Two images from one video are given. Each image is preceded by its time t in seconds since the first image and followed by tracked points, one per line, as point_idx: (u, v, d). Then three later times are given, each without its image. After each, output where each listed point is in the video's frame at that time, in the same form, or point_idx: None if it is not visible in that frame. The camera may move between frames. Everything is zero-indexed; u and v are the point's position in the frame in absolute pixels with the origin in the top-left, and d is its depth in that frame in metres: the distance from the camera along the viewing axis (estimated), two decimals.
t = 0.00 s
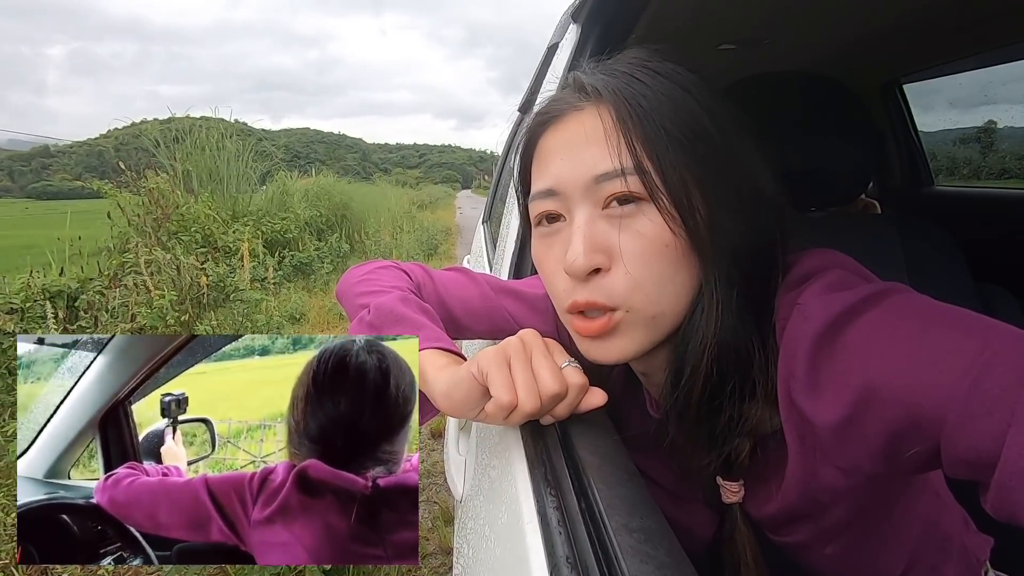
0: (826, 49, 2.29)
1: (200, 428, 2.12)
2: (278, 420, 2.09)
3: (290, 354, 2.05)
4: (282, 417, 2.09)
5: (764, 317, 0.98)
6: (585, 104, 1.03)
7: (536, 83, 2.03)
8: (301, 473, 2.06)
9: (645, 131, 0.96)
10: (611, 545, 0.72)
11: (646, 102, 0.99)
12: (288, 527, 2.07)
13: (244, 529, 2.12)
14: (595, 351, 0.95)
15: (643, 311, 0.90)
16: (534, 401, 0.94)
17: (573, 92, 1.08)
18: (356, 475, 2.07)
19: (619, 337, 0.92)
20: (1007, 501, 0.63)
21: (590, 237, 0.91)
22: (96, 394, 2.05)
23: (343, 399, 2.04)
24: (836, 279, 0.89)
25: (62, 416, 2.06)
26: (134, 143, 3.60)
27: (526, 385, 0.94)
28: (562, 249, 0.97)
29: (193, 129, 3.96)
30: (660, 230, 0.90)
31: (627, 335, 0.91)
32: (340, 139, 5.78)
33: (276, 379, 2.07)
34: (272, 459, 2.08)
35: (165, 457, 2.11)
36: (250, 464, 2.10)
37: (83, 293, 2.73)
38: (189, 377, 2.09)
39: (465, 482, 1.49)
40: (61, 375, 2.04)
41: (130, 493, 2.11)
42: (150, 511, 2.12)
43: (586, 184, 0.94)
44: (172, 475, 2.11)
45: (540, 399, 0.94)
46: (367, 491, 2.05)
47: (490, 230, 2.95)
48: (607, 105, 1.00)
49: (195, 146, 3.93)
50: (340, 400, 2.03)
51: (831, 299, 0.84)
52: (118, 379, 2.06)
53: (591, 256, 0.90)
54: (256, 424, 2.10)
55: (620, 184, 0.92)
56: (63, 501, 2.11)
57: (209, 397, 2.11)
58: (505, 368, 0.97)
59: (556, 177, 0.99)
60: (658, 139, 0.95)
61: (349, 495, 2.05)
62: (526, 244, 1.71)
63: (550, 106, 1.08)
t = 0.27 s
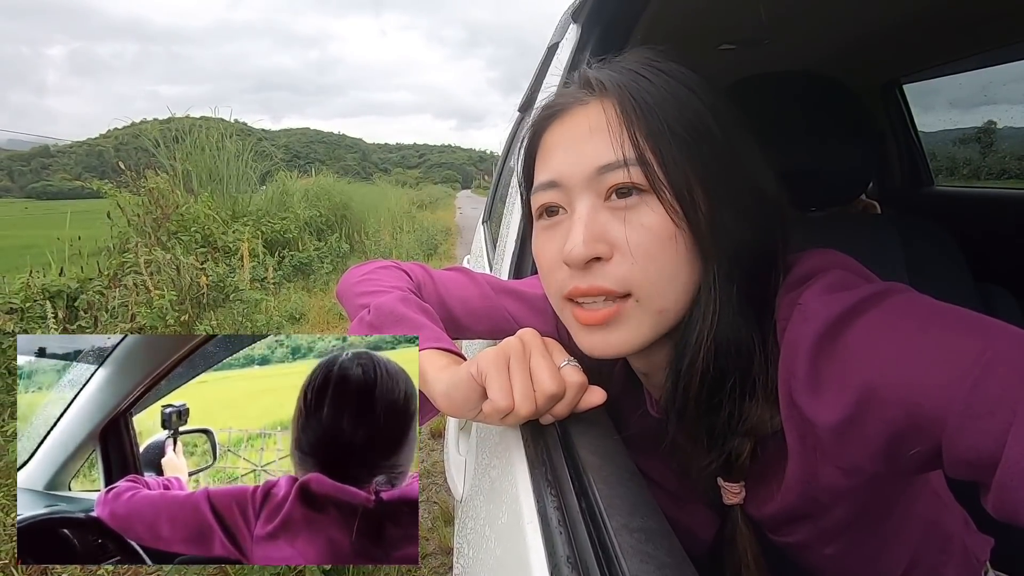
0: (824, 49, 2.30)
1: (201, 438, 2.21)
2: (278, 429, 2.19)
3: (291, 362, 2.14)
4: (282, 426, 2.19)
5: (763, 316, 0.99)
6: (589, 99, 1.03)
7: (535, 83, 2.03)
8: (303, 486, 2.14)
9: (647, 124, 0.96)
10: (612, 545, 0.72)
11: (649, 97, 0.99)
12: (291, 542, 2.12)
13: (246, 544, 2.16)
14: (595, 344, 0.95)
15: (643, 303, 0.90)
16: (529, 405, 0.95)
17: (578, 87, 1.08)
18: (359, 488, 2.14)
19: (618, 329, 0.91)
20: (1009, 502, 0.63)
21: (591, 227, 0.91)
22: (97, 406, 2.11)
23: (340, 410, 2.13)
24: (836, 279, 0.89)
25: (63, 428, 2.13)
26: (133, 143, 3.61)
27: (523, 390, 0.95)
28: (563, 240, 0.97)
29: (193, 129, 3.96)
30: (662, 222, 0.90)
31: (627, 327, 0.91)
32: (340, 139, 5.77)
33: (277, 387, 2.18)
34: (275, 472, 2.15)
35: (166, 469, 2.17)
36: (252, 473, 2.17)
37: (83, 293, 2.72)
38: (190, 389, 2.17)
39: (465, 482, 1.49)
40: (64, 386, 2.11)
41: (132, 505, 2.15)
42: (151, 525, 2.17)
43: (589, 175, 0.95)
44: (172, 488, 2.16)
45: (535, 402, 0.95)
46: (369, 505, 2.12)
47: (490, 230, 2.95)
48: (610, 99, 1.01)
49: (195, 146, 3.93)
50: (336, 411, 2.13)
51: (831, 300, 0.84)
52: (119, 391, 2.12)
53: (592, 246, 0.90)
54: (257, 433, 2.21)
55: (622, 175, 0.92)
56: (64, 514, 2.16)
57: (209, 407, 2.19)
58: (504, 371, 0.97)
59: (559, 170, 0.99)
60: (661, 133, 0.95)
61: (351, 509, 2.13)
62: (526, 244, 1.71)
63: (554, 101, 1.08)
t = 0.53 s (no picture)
0: (823, 50, 2.30)
1: (201, 440, 2.21)
2: (278, 430, 2.19)
3: (289, 363, 2.15)
4: (282, 427, 2.19)
5: (762, 318, 0.99)
6: (589, 99, 1.04)
7: (535, 84, 2.03)
8: (303, 487, 2.13)
9: (647, 123, 0.96)
10: (612, 545, 0.72)
11: (650, 97, 1.00)
12: (291, 542, 2.11)
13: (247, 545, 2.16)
14: (594, 343, 0.95)
15: (641, 302, 0.90)
16: (530, 405, 0.95)
17: (579, 87, 1.08)
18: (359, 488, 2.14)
19: (617, 328, 0.92)
20: (1007, 502, 0.63)
21: (590, 226, 0.92)
22: (97, 409, 2.12)
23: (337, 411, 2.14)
24: (834, 280, 0.89)
25: (62, 431, 2.12)
26: (132, 144, 3.61)
27: (523, 389, 0.95)
28: (562, 239, 0.97)
29: (193, 130, 3.96)
30: (661, 222, 0.90)
31: (626, 327, 0.91)
32: (340, 140, 5.77)
33: (276, 387, 2.18)
34: (275, 475, 2.15)
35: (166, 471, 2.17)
36: (250, 475, 2.18)
37: (83, 294, 2.72)
38: (190, 391, 2.17)
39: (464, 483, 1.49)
40: (63, 389, 2.12)
41: (131, 509, 2.16)
42: (151, 527, 2.18)
43: (588, 174, 0.96)
44: (172, 490, 2.16)
45: (536, 401, 0.95)
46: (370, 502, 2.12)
47: (490, 230, 2.95)
48: (611, 99, 1.01)
49: (195, 146, 3.92)
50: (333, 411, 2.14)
51: (830, 300, 0.84)
52: (118, 393, 2.13)
53: (591, 244, 0.91)
54: (257, 434, 2.22)
55: (622, 175, 0.93)
56: (64, 517, 2.15)
57: (208, 410, 2.21)
58: (504, 370, 0.97)
59: (559, 169, 1.00)
60: (661, 134, 0.96)
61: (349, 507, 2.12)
62: (526, 245, 1.71)
63: (556, 100, 1.08)
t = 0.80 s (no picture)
0: (822, 50, 2.30)
1: (198, 439, 2.21)
2: (277, 431, 2.18)
3: (289, 364, 2.14)
4: (281, 428, 2.18)
5: (762, 318, 0.99)
6: (590, 99, 1.03)
7: (535, 84, 2.03)
8: (302, 485, 2.13)
9: (647, 124, 0.96)
10: (611, 545, 0.72)
11: (651, 98, 1.00)
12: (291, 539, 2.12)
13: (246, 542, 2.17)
14: (591, 344, 0.95)
15: (637, 305, 0.90)
16: (530, 404, 0.95)
17: (580, 86, 1.08)
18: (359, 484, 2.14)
19: (613, 330, 0.92)
20: (1006, 501, 0.63)
21: (588, 228, 0.92)
22: (95, 407, 2.14)
23: (337, 407, 2.14)
24: (834, 280, 0.89)
25: (60, 430, 2.13)
26: (132, 143, 3.61)
27: (523, 388, 0.95)
28: (560, 240, 0.97)
29: (193, 130, 3.96)
30: (659, 224, 0.90)
31: (622, 329, 0.91)
32: (340, 140, 5.77)
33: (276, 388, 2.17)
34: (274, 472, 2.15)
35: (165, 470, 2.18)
36: (248, 475, 2.18)
37: (83, 294, 2.72)
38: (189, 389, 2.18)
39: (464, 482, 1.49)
40: (61, 387, 2.12)
41: (130, 506, 2.16)
42: (150, 524, 2.18)
43: (587, 175, 0.95)
44: (172, 487, 2.18)
45: (535, 400, 0.95)
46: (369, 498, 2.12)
47: (490, 230, 2.95)
48: (611, 99, 1.01)
49: (195, 146, 3.93)
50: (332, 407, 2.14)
51: (829, 300, 0.84)
52: (116, 392, 2.14)
53: (589, 246, 0.90)
54: (256, 434, 2.20)
55: (621, 176, 0.93)
56: (61, 515, 2.17)
57: (208, 409, 2.20)
58: (502, 370, 0.97)
59: (558, 169, 0.99)
60: (661, 135, 0.96)
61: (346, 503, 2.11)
62: (526, 245, 1.71)
63: (556, 99, 1.08)
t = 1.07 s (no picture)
0: (821, 51, 2.30)
1: (198, 437, 2.22)
2: (276, 429, 2.21)
3: (287, 360, 2.19)
4: (280, 426, 2.21)
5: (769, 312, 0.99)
6: (602, 95, 1.04)
7: (535, 84, 2.03)
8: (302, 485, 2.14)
9: (663, 118, 0.97)
10: (611, 545, 0.72)
11: (665, 93, 1.01)
12: (292, 540, 2.14)
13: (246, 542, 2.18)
14: (606, 339, 0.94)
15: (657, 296, 0.89)
16: (531, 404, 0.95)
17: (590, 83, 1.09)
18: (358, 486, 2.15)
19: (629, 323, 0.91)
20: (1012, 496, 0.63)
21: (606, 220, 0.92)
22: (94, 405, 2.12)
23: (337, 408, 2.17)
24: (840, 276, 0.89)
25: (57, 430, 2.12)
26: (131, 143, 3.62)
27: (522, 389, 0.95)
28: (574, 234, 0.96)
29: (192, 130, 3.96)
30: (678, 214, 0.90)
31: (641, 321, 0.90)
32: (340, 140, 5.77)
33: (275, 386, 2.21)
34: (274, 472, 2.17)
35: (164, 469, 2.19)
36: (248, 473, 2.19)
37: (82, 294, 2.72)
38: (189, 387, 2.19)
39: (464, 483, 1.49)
40: (59, 387, 2.11)
41: (129, 507, 2.16)
42: (149, 525, 2.18)
43: (604, 166, 0.95)
44: (171, 488, 2.18)
45: (536, 400, 0.95)
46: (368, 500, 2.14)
47: (490, 231, 2.95)
48: (625, 94, 1.02)
49: (194, 146, 3.93)
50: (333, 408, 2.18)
51: (835, 296, 0.84)
52: (115, 390, 2.13)
53: (607, 238, 0.90)
54: (255, 432, 2.22)
55: (639, 167, 0.93)
56: (60, 515, 2.17)
57: (207, 409, 2.21)
58: (501, 370, 0.97)
59: (572, 163, 0.99)
60: (677, 128, 0.97)
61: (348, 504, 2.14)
62: (527, 245, 1.71)
63: (566, 97, 1.09)
